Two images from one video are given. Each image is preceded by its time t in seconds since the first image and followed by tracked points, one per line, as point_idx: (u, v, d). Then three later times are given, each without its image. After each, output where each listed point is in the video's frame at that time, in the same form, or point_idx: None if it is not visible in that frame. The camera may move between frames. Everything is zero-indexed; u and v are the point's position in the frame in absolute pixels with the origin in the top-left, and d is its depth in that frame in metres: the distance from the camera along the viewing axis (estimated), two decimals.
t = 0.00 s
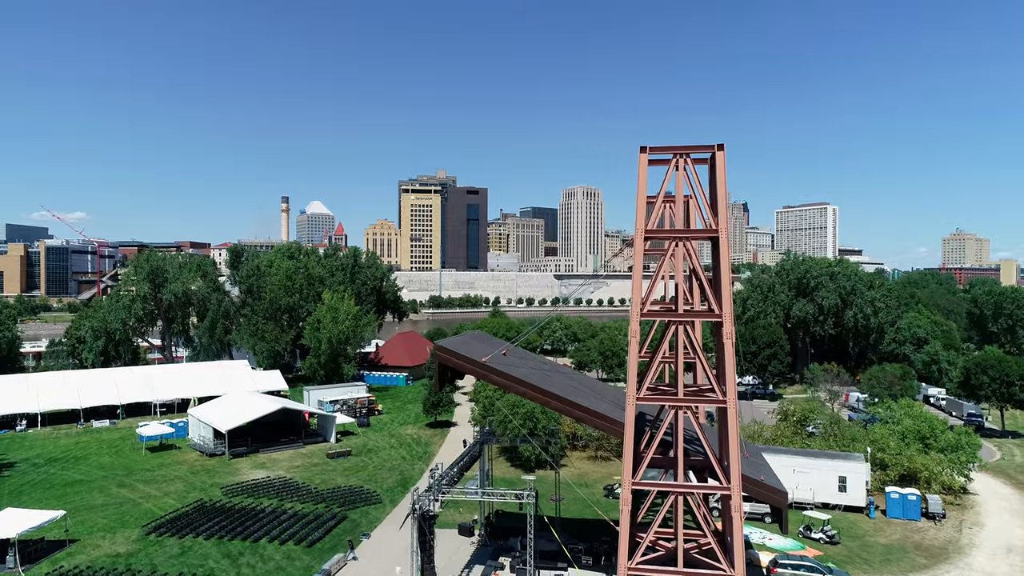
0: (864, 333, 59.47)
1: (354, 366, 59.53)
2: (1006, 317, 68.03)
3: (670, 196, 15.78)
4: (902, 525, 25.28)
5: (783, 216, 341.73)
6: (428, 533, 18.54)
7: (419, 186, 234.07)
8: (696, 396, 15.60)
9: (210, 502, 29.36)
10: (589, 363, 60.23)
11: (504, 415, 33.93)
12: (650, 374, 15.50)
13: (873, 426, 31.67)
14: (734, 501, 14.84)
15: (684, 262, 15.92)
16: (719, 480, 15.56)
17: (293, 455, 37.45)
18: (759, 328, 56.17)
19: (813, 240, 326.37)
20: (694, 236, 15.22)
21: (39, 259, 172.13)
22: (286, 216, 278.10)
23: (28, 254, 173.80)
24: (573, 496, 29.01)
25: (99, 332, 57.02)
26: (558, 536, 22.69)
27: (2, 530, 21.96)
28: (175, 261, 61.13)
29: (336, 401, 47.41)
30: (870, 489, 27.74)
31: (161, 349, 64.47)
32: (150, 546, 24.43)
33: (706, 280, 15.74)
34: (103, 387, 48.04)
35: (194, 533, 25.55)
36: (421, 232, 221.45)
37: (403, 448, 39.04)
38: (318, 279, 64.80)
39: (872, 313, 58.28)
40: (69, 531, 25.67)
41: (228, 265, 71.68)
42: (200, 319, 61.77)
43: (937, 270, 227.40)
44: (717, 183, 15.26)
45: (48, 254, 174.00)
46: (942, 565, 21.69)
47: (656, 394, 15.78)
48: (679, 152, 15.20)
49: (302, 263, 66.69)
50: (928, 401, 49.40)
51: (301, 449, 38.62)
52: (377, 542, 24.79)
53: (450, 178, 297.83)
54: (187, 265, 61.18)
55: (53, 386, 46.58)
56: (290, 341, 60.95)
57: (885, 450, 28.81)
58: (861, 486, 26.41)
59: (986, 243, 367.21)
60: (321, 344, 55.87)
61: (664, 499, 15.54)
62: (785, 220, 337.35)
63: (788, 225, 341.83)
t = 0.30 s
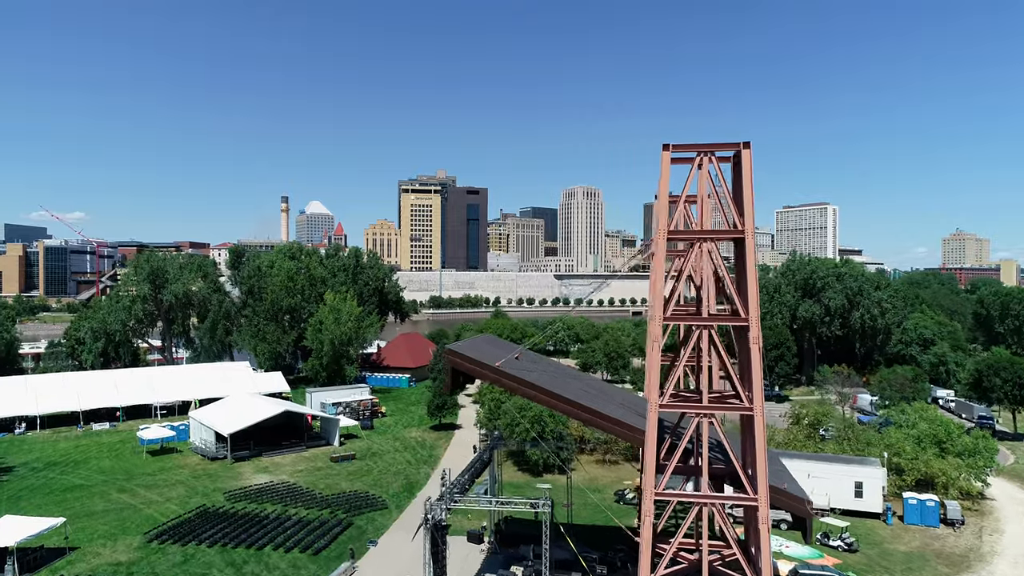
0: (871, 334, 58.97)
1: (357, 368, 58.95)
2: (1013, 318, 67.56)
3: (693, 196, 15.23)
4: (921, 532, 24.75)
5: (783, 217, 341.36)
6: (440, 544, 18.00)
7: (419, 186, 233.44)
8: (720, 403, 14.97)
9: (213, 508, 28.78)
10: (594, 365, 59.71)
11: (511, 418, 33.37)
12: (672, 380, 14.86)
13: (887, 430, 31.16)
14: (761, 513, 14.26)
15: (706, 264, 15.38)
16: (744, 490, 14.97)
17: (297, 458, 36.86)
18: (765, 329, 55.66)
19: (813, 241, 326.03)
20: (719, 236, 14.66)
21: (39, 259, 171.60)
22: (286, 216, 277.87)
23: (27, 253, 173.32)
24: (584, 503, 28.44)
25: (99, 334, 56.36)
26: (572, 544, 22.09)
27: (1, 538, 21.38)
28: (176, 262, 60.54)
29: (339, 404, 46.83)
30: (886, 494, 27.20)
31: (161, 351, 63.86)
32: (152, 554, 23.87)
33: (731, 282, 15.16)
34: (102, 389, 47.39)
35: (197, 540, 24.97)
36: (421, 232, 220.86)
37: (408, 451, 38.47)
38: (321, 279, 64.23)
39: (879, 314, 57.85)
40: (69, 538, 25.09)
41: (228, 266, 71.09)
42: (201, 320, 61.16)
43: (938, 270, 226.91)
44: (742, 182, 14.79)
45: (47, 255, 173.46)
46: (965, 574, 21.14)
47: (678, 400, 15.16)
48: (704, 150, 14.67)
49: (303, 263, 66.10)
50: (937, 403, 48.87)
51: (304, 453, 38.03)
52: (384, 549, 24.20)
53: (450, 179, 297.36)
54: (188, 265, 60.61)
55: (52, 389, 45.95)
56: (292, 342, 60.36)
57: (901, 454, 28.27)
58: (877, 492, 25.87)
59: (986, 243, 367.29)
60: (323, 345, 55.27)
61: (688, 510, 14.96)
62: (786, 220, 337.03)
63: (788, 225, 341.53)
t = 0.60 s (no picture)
0: (878, 336, 58.54)
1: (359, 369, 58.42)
2: (1020, 320, 67.14)
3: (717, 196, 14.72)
4: (941, 540, 24.24)
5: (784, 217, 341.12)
6: (454, 555, 17.47)
7: (419, 185, 232.79)
8: (747, 411, 14.38)
9: (217, 514, 28.21)
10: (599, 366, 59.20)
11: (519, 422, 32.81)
12: (698, 388, 14.24)
13: (902, 434, 30.64)
14: (790, 526, 13.70)
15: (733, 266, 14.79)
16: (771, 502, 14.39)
17: (300, 463, 36.29)
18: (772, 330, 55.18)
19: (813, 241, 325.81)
20: (747, 237, 14.09)
21: (38, 260, 170.88)
22: (286, 215, 277.44)
23: (26, 253, 172.62)
24: (595, 509, 27.86)
25: (98, 335, 55.71)
26: (588, 554, 21.52)
27: None
28: (177, 262, 59.97)
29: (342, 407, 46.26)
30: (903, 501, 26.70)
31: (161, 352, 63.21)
32: (154, 562, 23.29)
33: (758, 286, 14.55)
34: (102, 391, 46.74)
35: (200, 548, 24.39)
36: (421, 232, 220.33)
37: (413, 455, 37.92)
38: (323, 280, 63.67)
39: (886, 315, 57.43)
40: (68, 546, 24.52)
41: (229, 267, 70.46)
42: (201, 321, 60.57)
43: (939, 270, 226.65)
44: (770, 181, 14.20)
45: (46, 255, 172.88)
46: None
47: (703, 408, 14.57)
48: (730, 147, 14.16)
49: (305, 264, 65.54)
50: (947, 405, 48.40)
51: (307, 457, 37.45)
52: (392, 558, 23.67)
53: (450, 179, 296.96)
54: (188, 266, 59.99)
55: (51, 391, 45.29)
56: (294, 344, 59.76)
57: (918, 459, 27.69)
58: (895, 498, 25.33)
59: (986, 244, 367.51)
60: (325, 347, 54.68)
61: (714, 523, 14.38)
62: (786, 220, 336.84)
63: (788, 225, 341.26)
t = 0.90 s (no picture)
0: (886, 337, 58.07)
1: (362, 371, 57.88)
2: None
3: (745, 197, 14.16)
4: (962, 548, 23.69)
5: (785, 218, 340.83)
6: (468, 568, 17.07)
7: (420, 186, 232.06)
8: (777, 420, 13.83)
9: (220, 521, 27.63)
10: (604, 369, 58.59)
11: (528, 426, 32.36)
12: (726, 396, 13.67)
13: (918, 439, 30.09)
14: (823, 541, 13.18)
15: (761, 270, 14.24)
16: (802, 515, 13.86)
17: (304, 467, 35.71)
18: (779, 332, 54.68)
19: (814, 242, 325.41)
20: (778, 240, 13.51)
21: (36, 260, 170.12)
22: (286, 215, 276.65)
23: (25, 254, 171.97)
24: (606, 516, 27.34)
25: (98, 336, 55.05)
26: (605, 563, 21.05)
27: None
28: (178, 263, 59.41)
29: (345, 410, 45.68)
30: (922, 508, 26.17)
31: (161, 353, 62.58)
32: (156, 572, 22.70)
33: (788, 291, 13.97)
34: (102, 394, 46.11)
35: (203, 557, 23.81)
36: (422, 232, 219.71)
37: (418, 459, 37.36)
38: (325, 281, 63.08)
39: (894, 316, 56.93)
40: (69, 555, 23.93)
41: (230, 268, 69.85)
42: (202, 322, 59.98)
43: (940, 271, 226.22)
44: (801, 182, 13.68)
45: (46, 256, 172.19)
46: None
47: (730, 417, 14.03)
48: (761, 146, 13.59)
49: (307, 265, 64.97)
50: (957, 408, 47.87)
51: (311, 461, 36.86)
52: (400, 566, 23.17)
53: (450, 179, 296.39)
54: (189, 267, 59.38)
55: (50, 394, 44.66)
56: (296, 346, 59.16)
57: (935, 465, 27.13)
58: (914, 505, 24.79)
59: (986, 244, 367.57)
60: (328, 349, 54.05)
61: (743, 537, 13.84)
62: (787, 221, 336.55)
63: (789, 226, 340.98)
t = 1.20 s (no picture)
0: (893, 339, 57.59)
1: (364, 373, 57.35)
2: None
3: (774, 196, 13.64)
4: (984, 558, 23.14)
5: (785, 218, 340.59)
6: None
7: (420, 185, 231.42)
8: (810, 431, 13.26)
9: (223, 529, 27.04)
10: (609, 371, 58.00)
11: (535, 431, 31.81)
12: (757, 406, 13.08)
13: (934, 444, 29.55)
14: (860, 557, 12.69)
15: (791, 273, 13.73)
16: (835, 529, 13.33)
17: (307, 472, 35.08)
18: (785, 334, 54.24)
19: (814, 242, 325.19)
20: (811, 242, 12.98)
21: (35, 261, 169.28)
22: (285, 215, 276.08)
23: (24, 255, 171.20)
24: (617, 524, 26.78)
25: (98, 338, 54.40)
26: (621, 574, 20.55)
27: None
28: (178, 263, 58.82)
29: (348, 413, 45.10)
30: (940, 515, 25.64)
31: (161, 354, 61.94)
32: None
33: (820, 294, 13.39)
34: (102, 397, 45.49)
35: (206, 567, 23.23)
36: (422, 233, 219.12)
37: (424, 464, 36.78)
38: (327, 282, 62.51)
39: (901, 318, 56.47)
40: (68, 564, 23.37)
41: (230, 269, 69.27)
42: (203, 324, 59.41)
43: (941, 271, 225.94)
44: (835, 182, 13.17)
45: (45, 257, 171.50)
46: None
47: (759, 428, 13.47)
48: (793, 145, 13.07)
49: (308, 266, 64.42)
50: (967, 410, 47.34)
51: (314, 466, 36.26)
52: None
53: (450, 179, 295.86)
54: (189, 268, 58.76)
55: (49, 397, 44.00)
56: (297, 347, 58.59)
57: (954, 472, 26.57)
58: (933, 513, 24.24)
59: (985, 244, 367.69)
60: (330, 351, 53.39)
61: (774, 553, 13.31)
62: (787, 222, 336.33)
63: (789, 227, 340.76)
